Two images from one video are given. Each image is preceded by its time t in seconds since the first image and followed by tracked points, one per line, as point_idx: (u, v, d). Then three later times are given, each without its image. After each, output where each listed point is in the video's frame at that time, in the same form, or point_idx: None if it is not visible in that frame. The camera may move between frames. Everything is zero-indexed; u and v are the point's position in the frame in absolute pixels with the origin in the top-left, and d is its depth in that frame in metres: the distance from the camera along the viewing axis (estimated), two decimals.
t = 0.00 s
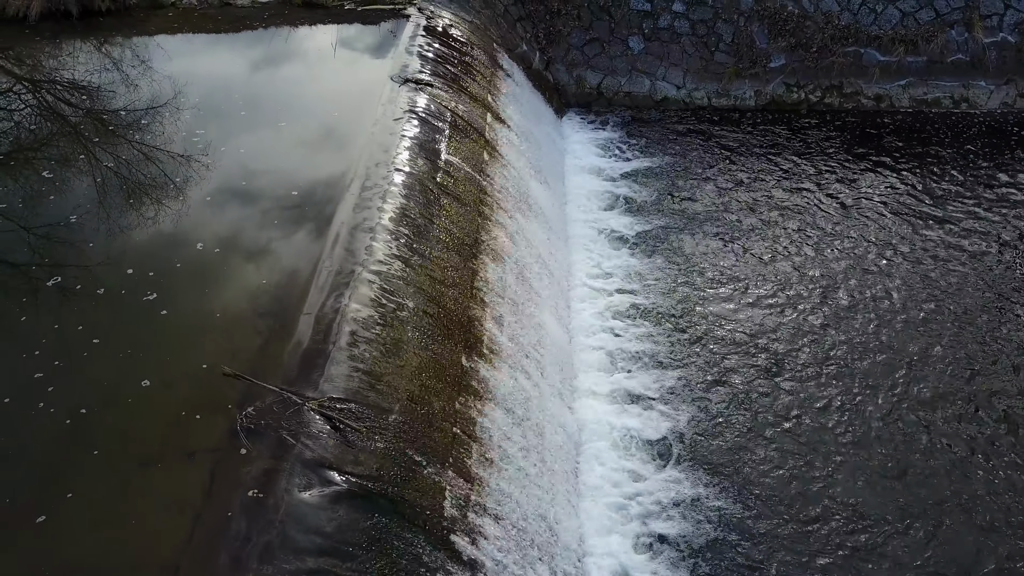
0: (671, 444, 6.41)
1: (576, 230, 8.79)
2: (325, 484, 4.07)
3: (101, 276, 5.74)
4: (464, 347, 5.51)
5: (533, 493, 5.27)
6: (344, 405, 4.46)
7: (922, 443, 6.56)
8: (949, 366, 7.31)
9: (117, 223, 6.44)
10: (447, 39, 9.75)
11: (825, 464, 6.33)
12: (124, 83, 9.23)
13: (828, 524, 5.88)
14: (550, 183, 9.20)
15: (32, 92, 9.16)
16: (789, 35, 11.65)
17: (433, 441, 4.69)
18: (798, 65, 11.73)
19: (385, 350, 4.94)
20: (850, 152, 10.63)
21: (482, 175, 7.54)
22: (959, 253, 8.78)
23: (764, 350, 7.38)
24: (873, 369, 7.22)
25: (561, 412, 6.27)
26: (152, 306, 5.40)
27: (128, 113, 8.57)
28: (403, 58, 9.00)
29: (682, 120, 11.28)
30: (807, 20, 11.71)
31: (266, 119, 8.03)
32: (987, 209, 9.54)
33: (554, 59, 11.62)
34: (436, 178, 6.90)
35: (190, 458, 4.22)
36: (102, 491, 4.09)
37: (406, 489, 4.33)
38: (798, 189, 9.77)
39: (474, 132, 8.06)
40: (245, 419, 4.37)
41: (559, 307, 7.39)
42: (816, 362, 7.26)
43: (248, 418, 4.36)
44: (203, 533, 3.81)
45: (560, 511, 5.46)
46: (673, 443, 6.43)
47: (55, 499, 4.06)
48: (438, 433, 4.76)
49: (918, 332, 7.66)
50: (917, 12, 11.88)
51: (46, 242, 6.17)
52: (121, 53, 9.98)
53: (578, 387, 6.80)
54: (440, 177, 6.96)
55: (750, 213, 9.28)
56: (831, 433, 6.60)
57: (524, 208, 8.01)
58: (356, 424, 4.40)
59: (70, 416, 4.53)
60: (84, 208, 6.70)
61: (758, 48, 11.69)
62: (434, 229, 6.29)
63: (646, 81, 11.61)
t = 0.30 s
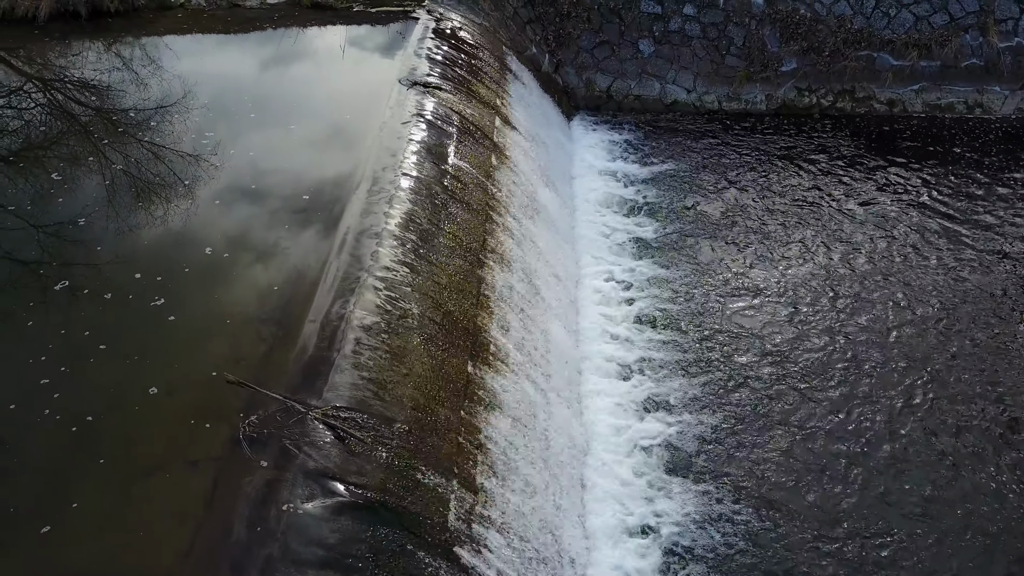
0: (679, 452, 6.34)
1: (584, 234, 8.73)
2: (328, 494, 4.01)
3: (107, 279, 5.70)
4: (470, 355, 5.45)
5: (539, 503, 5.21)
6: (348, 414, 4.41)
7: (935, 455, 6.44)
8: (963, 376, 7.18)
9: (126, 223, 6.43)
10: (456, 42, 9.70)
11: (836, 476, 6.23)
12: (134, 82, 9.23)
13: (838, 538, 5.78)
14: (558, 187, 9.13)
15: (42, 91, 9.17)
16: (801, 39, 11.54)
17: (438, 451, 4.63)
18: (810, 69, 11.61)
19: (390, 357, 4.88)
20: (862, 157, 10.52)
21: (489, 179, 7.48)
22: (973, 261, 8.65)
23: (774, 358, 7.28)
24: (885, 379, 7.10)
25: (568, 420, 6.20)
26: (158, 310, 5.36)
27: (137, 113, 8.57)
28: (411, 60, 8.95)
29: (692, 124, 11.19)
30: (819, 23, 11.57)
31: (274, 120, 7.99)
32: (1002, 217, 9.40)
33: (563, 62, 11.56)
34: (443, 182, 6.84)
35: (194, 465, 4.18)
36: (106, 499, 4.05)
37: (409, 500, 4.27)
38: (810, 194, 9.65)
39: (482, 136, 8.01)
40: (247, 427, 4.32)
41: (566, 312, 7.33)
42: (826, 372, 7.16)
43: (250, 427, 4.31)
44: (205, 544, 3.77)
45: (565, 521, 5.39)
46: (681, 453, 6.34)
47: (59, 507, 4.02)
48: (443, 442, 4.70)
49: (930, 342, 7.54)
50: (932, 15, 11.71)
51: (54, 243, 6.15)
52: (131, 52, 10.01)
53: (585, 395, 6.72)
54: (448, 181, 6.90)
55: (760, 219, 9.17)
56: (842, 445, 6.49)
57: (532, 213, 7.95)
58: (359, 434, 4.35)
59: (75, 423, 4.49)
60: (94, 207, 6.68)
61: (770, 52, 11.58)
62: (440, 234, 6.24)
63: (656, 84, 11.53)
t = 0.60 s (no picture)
0: (687, 461, 6.26)
1: (593, 239, 8.66)
2: (331, 504, 3.97)
3: (114, 282, 5.68)
4: (476, 362, 5.39)
5: (544, 512, 5.14)
6: (352, 421, 4.36)
7: (948, 467, 6.33)
8: (977, 387, 7.06)
9: (135, 223, 6.41)
10: (465, 44, 9.66)
11: (847, 487, 6.13)
12: (145, 81, 9.23)
13: (849, 549, 5.68)
14: (567, 191, 9.07)
15: (53, 89, 9.19)
16: (814, 43, 11.43)
17: (443, 459, 4.57)
18: (823, 74, 11.50)
19: (395, 364, 4.84)
20: (875, 162, 10.40)
21: (497, 183, 7.43)
22: (988, 269, 8.52)
23: (784, 366, 7.18)
24: (897, 389, 7.00)
25: (575, 428, 6.14)
26: (165, 314, 5.33)
27: (147, 112, 8.57)
28: (421, 62, 8.92)
29: (702, 128, 11.09)
30: (832, 27, 11.47)
31: (282, 121, 7.96)
32: (1017, 224, 9.26)
33: (573, 64, 11.50)
34: (451, 186, 6.79)
35: (198, 473, 4.15)
36: (111, 507, 4.01)
37: (414, 509, 4.22)
38: (822, 200, 9.54)
39: (491, 139, 7.96)
40: (250, 434, 4.28)
41: (574, 319, 7.26)
42: (837, 381, 7.05)
43: (253, 434, 4.27)
44: (207, 553, 3.73)
45: (571, 531, 5.32)
46: (690, 462, 6.27)
47: (65, 515, 3.99)
48: (448, 450, 4.65)
49: (944, 351, 7.42)
50: (946, 19, 11.59)
51: (64, 244, 6.14)
52: (143, 50, 10.03)
53: (592, 402, 6.65)
54: (455, 186, 6.85)
55: (771, 225, 9.08)
56: (853, 454, 6.39)
57: (540, 217, 7.88)
58: (364, 442, 4.30)
59: (82, 429, 4.46)
60: (104, 206, 6.67)
61: (782, 55, 11.48)
62: (447, 239, 6.19)
63: (667, 87, 11.44)
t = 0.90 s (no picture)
0: (694, 469, 6.19)
1: (601, 243, 8.60)
2: (333, 512, 3.93)
3: (121, 283, 5.66)
4: (481, 369, 5.34)
5: (549, 522, 5.08)
6: (356, 429, 4.32)
7: (960, 479, 6.23)
8: (990, 397, 6.95)
9: (143, 222, 6.40)
10: (475, 46, 9.62)
11: (856, 497, 6.04)
12: (156, 80, 9.23)
13: (859, 562, 5.59)
14: (576, 195, 9.01)
15: (64, 88, 9.21)
16: (826, 46, 11.32)
17: (447, 467, 4.52)
18: (835, 77, 11.40)
19: (400, 371, 4.80)
20: (887, 167, 10.30)
21: (505, 187, 7.38)
22: (1002, 276, 8.39)
23: (794, 374, 7.09)
24: (908, 398, 6.89)
25: (581, 435, 6.08)
26: (171, 316, 5.31)
27: (157, 110, 8.58)
28: (429, 64, 8.88)
29: (712, 132, 11.01)
30: (845, 30, 11.36)
31: (291, 121, 7.93)
32: None
33: (583, 67, 11.44)
34: (458, 189, 6.74)
35: (200, 479, 4.11)
36: (114, 513, 3.99)
37: (417, 518, 4.17)
38: (833, 206, 9.44)
39: (499, 142, 7.90)
40: (253, 440, 4.25)
41: (581, 324, 7.20)
42: (848, 390, 6.96)
43: (256, 440, 4.24)
44: (208, 560, 3.69)
45: (577, 541, 5.26)
46: (696, 470, 6.19)
47: (67, 521, 3.96)
48: (452, 458, 4.60)
49: (956, 359, 7.32)
50: (960, 24, 11.46)
51: (73, 244, 6.14)
52: (154, 49, 10.05)
53: (599, 410, 6.58)
54: (463, 189, 6.80)
55: (781, 230, 8.99)
56: (863, 465, 6.29)
57: (548, 221, 7.83)
58: (367, 449, 4.26)
59: (86, 434, 4.43)
60: (113, 206, 6.66)
61: (793, 59, 11.39)
62: (453, 243, 6.14)
63: (677, 90, 11.36)
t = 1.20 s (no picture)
0: (699, 477, 6.13)
1: (609, 247, 8.55)
2: (334, 520, 3.90)
3: (127, 284, 5.64)
4: (485, 375, 5.29)
5: (552, 530, 5.02)
6: (358, 435, 4.29)
7: (970, 490, 6.13)
8: (1001, 406, 6.84)
9: (151, 222, 6.39)
10: (482, 48, 9.57)
11: (865, 507, 5.96)
12: (165, 79, 9.23)
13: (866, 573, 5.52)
14: (583, 198, 8.96)
15: (74, 86, 9.23)
16: (837, 50, 11.23)
17: (450, 474, 4.48)
18: (845, 81, 11.30)
19: (403, 376, 4.76)
20: (898, 172, 10.19)
21: (511, 191, 7.33)
22: (1014, 284, 8.27)
23: (802, 381, 7.01)
24: (918, 407, 6.80)
25: (586, 442, 6.03)
26: (175, 319, 5.29)
27: (165, 109, 8.58)
28: (437, 65, 8.85)
29: (721, 135, 10.93)
30: (856, 33, 11.26)
31: (297, 122, 7.90)
32: None
33: (591, 69, 11.38)
34: (464, 193, 6.70)
35: (202, 485, 4.08)
36: (116, 518, 3.96)
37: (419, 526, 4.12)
38: (843, 210, 9.34)
39: (506, 145, 7.86)
40: (254, 447, 4.22)
41: (587, 330, 7.14)
42: (857, 397, 6.87)
43: (257, 446, 4.21)
44: (208, 567, 3.66)
45: (581, 549, 5.20)
46: (702, 477, 6.13)
47: (70, 527, 3.93)
48: (455, 465, 4.55)
49: (966, 367, 7.22)
50: (973, 27, 11.34)
51: (81, 245, 6.14)
52: (163, 49, 10.06)
53: (605, 416, 6.53)
54: (469, 193, 6.76)
55: (790, 234, 8.91)
56: (872, 474, 6.21)
57: (555, 225, 7.78)
58: (369, 456, 4.22)
59: (89, 438, 4.41)
60: (122, 204, 6.65)
61: (803, 62, 11.30)
62: (459, 247, 6.10)
63: (686, 93, 11.29)
